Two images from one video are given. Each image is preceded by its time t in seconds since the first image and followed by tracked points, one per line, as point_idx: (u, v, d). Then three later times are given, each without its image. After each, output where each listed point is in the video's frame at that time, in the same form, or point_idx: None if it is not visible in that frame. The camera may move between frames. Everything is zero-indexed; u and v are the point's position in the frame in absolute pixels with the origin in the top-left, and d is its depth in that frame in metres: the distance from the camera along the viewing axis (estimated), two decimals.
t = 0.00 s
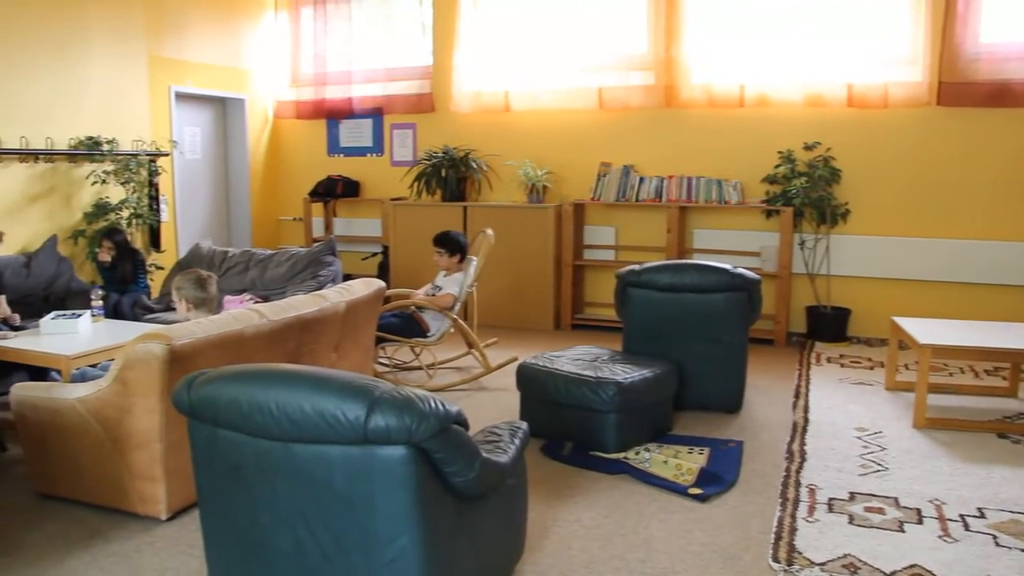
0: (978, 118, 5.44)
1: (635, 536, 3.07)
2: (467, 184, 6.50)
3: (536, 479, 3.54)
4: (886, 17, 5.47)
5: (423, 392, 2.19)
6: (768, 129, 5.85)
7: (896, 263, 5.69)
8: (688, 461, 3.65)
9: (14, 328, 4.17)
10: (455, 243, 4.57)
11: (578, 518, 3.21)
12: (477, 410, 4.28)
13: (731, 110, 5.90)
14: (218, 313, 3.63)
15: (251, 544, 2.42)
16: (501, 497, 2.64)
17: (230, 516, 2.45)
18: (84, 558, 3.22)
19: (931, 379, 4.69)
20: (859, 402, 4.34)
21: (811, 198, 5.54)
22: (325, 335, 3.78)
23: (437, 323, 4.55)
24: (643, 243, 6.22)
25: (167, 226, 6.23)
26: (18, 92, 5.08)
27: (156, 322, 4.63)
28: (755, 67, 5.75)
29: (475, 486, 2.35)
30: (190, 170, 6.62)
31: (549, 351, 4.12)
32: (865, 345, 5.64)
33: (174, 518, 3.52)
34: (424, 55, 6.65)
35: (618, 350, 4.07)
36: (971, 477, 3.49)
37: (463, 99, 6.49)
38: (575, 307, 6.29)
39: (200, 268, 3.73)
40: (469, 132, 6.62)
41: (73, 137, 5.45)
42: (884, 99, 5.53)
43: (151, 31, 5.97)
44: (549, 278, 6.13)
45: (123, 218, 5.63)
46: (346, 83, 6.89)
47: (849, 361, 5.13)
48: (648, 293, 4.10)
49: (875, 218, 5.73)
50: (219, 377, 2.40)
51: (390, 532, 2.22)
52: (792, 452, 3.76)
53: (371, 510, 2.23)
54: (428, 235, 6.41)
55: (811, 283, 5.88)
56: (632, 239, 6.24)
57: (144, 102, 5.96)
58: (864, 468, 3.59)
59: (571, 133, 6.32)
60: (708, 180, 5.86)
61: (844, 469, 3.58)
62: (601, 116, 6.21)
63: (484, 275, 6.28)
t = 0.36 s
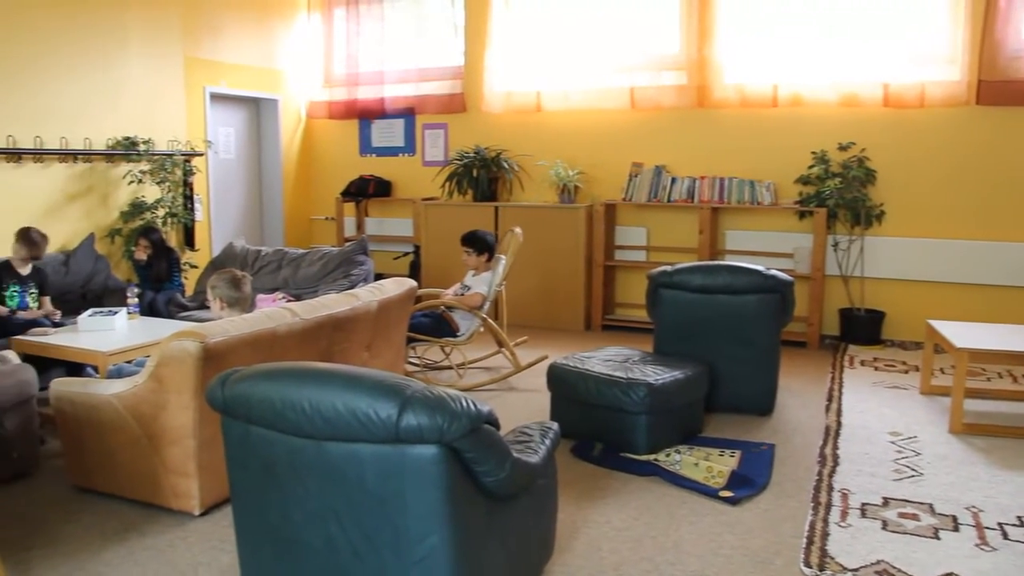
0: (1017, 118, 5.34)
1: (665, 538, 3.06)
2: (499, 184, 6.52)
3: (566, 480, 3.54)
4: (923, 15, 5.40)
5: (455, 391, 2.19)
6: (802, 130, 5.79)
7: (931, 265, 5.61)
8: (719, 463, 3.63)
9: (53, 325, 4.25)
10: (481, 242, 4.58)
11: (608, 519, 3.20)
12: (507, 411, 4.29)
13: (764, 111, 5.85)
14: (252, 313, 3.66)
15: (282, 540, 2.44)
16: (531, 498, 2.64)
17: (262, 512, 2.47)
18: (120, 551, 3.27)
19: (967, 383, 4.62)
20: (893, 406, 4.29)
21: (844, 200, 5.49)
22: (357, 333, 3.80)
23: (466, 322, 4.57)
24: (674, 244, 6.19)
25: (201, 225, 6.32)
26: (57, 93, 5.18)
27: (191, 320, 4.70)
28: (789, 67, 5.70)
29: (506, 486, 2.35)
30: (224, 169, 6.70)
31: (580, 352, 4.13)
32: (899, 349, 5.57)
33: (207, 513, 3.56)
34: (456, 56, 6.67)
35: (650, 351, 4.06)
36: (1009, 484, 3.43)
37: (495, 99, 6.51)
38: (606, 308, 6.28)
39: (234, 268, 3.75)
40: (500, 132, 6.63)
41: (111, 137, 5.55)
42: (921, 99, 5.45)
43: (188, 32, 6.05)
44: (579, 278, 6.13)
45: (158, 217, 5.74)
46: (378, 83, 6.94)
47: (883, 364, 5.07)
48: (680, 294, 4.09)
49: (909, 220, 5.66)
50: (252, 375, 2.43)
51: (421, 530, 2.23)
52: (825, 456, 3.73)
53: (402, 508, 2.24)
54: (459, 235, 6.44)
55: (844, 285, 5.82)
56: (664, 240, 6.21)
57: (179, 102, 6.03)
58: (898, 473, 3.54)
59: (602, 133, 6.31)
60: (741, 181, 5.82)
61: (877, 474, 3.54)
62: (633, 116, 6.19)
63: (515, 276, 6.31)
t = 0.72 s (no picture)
0: None
1: (701, 541, 3.04)
2: (535, 184, 6.52)
3: (601, 481, 3.54)
4: (967, 13, 5.30)
5: (491, 391, 2.19)
6: (842, 130, 5.72)
7: (972, 268, 5.52)
8: (755, 466, 3.60)
9: (95, 321, 4.33)
10: (515, 242, 4.59)
11: (643, 521, 3.19)
12: (543, 411, 4.29)
13: (802, 111, 5.79)
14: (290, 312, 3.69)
15: (318, 537, 2.46)
16: (566, 498, 2.64)
17: (298, 509, 2.49)
18: (159, 544, 3.32)
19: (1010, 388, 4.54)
20: (934, 411, 4.22)
21: (884, 201, 5.41)
22: (393, 333, 3.82)
23: (502, 322, 4.57)
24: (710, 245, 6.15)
25: (240, 224, 6.40)
26: (100, 93, 5.28)
27: (229, 318, 4.76)
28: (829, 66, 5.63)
29: (540, 486, 2.35)
30: (262, 169, 6.78)
31: (615, 353, 4.12)
32: (940, 353, 5.49)
33: (244, 509, 3.60)
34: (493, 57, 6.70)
35: (686, 352, 4.05)
36: None
37: (531, 100, 6.53)
38: (641, 309, 6.27)
39: (272, 268, 3.81)
40: (536, 133, 6.64)
41: (153, 138, 5.65)
42: (964, 98, 5.35)
43: (228, 33, 6.14)
44: (615, 279, 6.12)
45: (197, 216, 5.79)
46: (415, 83, 6.99)
47: (923, 368, 5.00)
48: (716, 295, 4.07)
49: (950, 221, 5.57)
50: (290, 373, 2.45)
51: (455, 530, 2.23)
52: (863, 460, 3.68)
53: (437, 508, 2.24)
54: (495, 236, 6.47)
55: (883, 287, 5.75)
56: (700, 241, 6.17)
57: (219, 103, 6.11)
58: (939, 479, 3.49)
59: (638, 133, 6.28)
60: (778, 182, 5.77)
61: (917, 480, 3.49)
62: (669, 116, 6.16)
63: (550, 276, 6.32)
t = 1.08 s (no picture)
0: None
1: (738, 544, 3.01)
2: (573, 184, 6.52)
3: (637, 482, 3.53)
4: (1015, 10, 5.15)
5: (529, 392, 2.19)
6: (884, 130, 5.63)
7: (1018, 270, 5.41)
8: (794, 470, 3.57)
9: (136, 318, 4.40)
10: (555, 242, 4.59)
11: (679, 523, 3.18)
12: (580, 411, 4.29)
13: (844, 110, 5.72)
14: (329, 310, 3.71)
15: (356, 534, 2.48)
16: (603, 499, 2.63)
17: (336, 506, 2.51)
18: (198, 538, 3.36)
19: None
20: (979, 416, 4.14)
21: (928, 202, 5.32)
22: (430, 332, 3.84)
23: (539, 322, 4.58)
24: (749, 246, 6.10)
25: (280, 223, 6.48)
26: (145, 93, 5.38)
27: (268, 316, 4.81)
28: (871, 64, 5.55)
29: (578, 487, 2.35)
30: (302, 168, 6.86)
31: (653, 354, 4.11)
32: (985, 357, 5.39)
33: (282, 505, 3.64)
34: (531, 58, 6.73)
35: (724, 354, 4.02)
36: None
37: (569, 99, 6.53)
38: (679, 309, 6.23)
39: (312, 267, 3.85)
40: (575, 132, 6.64)
41: (195, 138, 5.73)
42: (1012, 97, 5.23)
43: (269, 34, 6.21)
44: (653, 279, 6.10)
45: (238, 215, 5.83)
46: (454, 83, 7.03)
47: (967, 372, 4.91)
48: (756, 297, 4.05)
49: (995, 223, 5.46)
50: (330, 371, 2.46)
51: (492, 529, 2.23)
52: (904, 465, 3.63)
53: (474, 507, 2.25)
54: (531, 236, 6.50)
55: (926, 290, 5.66)
56: (740, 241, 6.12)
57: (260, 103, 6.18)
58: (983, 486, 3.42)
59: (676, 133, 6.25)
60: (819, 182, 5.71)
61: (960, 486, 3.43)
62: (708, 116, 6.12)
63: (588, 276, 6.32)
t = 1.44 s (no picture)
0: None
1: (772, 548, 2.99)
2: (607, 185, 6.52)
3: (670, 484, 3.51)
4: None
5: (563, 392, 2.18)
6: (924, 130, 5.54)
7: None
8: (829, 474, 3.53)
9: (173, 315, 4.46)
10: (590, 242, 4.58)
11: (712, 526, 3.16)
12: (614, 412, 4.28)
13: (882, 110, 5.63)
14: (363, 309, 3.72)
15: (389, 532, 2.49)
16: (636, 500, 2.62)
17: (370, 505, 2.52)
18: (232, 534, 3.40)
19: None
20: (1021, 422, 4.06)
21: (968, 203, 5.21)
22: (464, 331, 3.85)
23: (573, 323, 4.57)
24: (784, 247, 6.04)
25: (314, 223, 6.54)
26: (183, 94, 5.45)
27: (303, 314, 4.86)
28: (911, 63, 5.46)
29: (611, 488, 2.34)
30: (337, 168, 6.92)
31: (686, 355, 4.09)
32: None
33: (316, 502, 3.66)
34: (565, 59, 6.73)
35: (759, 356, 4.00)
36: None
37: (603, 99, 6.52)
38: (713, 311, 6.20)
39: (346, 266, 3.86)
40: (609, 133, 6.62)
41: (232, 137, 5.79)
42: None
43: (305, 35, 6.27)
44: (687, 280, 6.08)
45: (273, 214, 5.89)
46: (488, 84, 7.06)
47: (1008, 377, 4.83)
48: (791, 298, 4.02)
49: None
50: (364, 370, 2.47)
51: (525, 529, 2.23)
52: (942, 471, 3.58)
53: (507, 507, 2.25)
54: (565, 236, 6.50)
55: (965, 292, 5.57)
56: (775, 243, 6.07)
57: (295, 103, 6.24)
58: None
59: (711, 133, 6.21)
60: (856, 182, 5.64)
61: (1001, 493, 3.37)
62: (744, 116, 6.08)
63: (621, 277, 6.31)
